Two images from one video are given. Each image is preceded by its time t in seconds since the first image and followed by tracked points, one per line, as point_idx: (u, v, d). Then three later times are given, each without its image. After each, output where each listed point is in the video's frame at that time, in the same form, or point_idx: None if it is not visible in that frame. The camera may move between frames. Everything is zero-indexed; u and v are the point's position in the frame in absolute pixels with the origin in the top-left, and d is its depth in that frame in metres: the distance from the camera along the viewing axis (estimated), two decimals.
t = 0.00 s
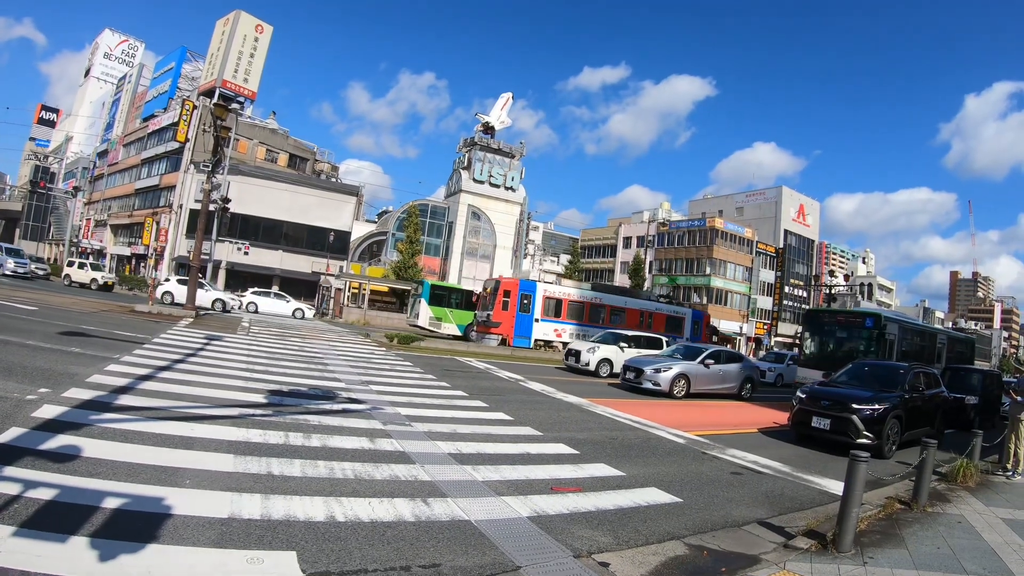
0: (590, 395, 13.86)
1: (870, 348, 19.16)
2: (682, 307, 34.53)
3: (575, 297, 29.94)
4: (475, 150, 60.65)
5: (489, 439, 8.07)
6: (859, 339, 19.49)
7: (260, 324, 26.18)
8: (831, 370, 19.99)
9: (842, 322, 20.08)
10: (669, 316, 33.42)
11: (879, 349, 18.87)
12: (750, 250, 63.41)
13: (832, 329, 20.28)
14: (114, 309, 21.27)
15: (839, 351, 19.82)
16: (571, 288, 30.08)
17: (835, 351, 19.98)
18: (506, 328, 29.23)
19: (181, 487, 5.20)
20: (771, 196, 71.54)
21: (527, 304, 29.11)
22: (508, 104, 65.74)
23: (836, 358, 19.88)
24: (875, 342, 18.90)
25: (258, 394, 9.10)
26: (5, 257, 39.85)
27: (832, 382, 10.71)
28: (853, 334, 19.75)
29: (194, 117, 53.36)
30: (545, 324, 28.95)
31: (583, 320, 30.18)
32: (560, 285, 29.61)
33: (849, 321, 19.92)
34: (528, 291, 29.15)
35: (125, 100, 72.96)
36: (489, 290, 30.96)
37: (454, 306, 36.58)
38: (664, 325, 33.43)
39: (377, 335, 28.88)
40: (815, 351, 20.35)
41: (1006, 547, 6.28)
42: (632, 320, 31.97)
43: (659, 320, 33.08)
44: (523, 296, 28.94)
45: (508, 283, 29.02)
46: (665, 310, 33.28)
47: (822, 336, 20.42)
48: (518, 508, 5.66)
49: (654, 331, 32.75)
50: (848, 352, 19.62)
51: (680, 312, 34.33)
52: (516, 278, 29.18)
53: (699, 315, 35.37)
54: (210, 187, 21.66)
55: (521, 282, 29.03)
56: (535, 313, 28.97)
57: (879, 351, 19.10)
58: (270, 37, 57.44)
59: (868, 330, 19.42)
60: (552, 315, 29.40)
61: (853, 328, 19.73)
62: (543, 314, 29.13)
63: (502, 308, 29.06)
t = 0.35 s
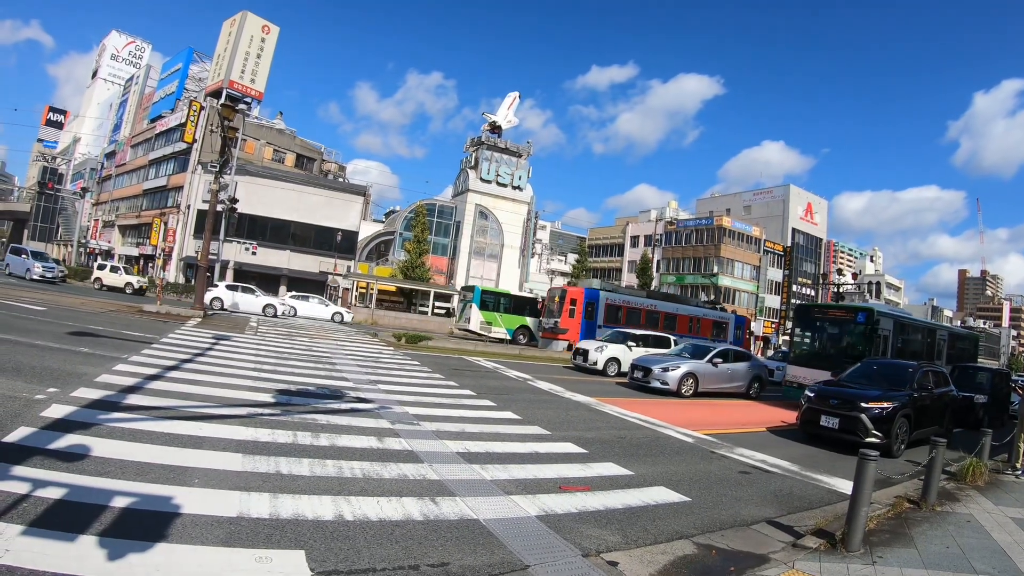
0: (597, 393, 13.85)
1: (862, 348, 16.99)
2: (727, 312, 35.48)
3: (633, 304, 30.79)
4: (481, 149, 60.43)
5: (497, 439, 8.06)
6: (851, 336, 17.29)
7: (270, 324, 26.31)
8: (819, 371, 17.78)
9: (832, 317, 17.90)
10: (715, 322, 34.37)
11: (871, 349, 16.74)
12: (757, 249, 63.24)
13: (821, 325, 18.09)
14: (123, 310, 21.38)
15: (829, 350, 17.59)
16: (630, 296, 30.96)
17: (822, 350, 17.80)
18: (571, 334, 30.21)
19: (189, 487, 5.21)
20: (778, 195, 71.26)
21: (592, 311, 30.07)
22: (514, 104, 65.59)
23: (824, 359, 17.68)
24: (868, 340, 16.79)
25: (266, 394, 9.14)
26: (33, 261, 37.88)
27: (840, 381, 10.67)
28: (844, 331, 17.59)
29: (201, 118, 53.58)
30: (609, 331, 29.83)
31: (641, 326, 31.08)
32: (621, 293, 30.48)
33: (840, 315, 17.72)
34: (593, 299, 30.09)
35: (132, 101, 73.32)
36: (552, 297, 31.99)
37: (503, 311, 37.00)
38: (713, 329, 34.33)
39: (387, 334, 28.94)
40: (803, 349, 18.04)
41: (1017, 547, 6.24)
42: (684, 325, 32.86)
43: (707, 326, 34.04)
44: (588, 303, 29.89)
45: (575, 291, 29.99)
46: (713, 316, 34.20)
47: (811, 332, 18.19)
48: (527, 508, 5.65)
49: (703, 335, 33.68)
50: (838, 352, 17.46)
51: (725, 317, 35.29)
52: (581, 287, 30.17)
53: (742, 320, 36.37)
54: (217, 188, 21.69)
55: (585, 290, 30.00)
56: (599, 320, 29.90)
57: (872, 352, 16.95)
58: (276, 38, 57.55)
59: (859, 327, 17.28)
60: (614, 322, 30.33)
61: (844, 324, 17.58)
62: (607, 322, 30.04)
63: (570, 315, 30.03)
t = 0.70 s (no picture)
0: (601, 390, 13.83)
1: (853, 341, 15.79)
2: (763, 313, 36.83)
3: (684, 308, 32.10)
4: (485, 146, 60.33)
5: (502, 436, 8.07)
6: (840, 329, 16.12)
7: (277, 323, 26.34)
8: (808, 366, 16.59)
9: (821, 308, 16.75)
10: (754, 324, 35.74)
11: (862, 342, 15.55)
12: (762, 245, 63.11)
13: (811, 317, 16.95)
14: (129, 310, 21.45)
15: (816, 344, 16.45)
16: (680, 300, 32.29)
17: (810, 344, 16.64)
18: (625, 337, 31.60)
19: (195, 485, 5.23)
20: (782, 190, 71.05)
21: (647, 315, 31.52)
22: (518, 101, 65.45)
23: (812, 353, 16.52)
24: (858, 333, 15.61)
25: (271, 392, 9.13)
26: (60, 267, 36.37)
27: (846, 376, 10.62)
28: (834, 323, 16.43)
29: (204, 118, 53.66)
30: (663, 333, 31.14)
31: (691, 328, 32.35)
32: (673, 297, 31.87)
33: (829, 307, 16.57)
34: (648, 303, 31.59)
35: (135, 103, 73.54)
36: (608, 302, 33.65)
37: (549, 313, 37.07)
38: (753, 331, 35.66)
39: (393, 332, 28.92)
40: (790, 343, 16.93)
41: None
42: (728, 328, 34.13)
43: (747, 327, 35.41)
44: (642, 306, 31.39)
45: (631, 296, 31.61)
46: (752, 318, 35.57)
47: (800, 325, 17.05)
48: (533, 504, 5.66)
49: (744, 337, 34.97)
50: (827, 346, 16.31)
51: (761, 319, 36.65)
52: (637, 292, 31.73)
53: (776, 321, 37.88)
54: (221, 187, 21.61)
55: (640, 295, 31.55)
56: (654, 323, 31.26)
57: (863, 346, 15.75)
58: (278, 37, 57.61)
59: (849, 319, 16.12)
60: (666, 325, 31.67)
61: (833, 316, 16.42)
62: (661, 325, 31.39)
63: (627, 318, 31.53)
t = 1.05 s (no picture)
0: (599, 387, 13.85)
1: (834, 336, 14.62)
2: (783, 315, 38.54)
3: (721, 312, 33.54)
4: (482, 144, 60.23)
5: (500, 434, 8.08)
6: (821, 323, 14.94)
7: (275, 321, 26.35)
8: (790, 363, 15.44)
9: (802, 301, 15.58)
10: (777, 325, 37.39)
11: (843, 337, 14.40)
12: (759, 242, 63.16)
13: (792, 310, 15.77)
14: (126, 310, 21.43)
15: (797, 339, 15.30)
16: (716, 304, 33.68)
17: (791, 339, 15.49)
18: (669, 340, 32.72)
19: (193, 485, 5.23)
20: (781, 186, 71.09)
21: (688, 319, 32.76)
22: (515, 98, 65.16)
23: (793, 348, 15.38)
24: (839, 327, 14.47)
25: (269, 391, 9.14)
26: (86, 272, 34.89)
27: (843, 372, 10.64)
28: (816, 317, 15.27)
29: (201, 117, 53.53)
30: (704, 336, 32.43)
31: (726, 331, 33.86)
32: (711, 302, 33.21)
33: (811, 299, 15.40)
34: (688, 308, 32.87)
35: (132, 102, 73.36)
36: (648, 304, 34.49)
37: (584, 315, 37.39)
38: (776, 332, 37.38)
39: (393, 329, 29.00)
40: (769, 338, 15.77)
41: (1020, 538, 6.24)
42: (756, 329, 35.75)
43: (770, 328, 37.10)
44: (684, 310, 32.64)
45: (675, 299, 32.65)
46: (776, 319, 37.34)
47: (781, 319, 15.89)
48: (529, 501, 5.68)
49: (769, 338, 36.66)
50: (807, 341, 15.16)
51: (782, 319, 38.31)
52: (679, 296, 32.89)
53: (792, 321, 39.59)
54: (218, 187, 21.52)
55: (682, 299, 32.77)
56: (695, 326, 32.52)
57: (845, 340, 14.59)
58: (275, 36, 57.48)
59: (830, 312, 14.97)
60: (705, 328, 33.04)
61: (815, 308, 15.24)
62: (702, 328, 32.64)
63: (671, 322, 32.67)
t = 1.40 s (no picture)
0: (589, 387, 13.88)
1: (807, 335, 14.14)
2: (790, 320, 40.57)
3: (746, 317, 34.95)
4: (474, 144, 60.24)
5: (491, 433, 8.09)
6: (794, 321, 14.48)
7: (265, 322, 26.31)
8: (761, 362, 15.03)
9: (775, 299, 15.11)
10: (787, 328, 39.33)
11: (817, 335, 13.95)
12: (750, 243, 63.37)
13: (765, 308, 15.34)
14: (114, 309, 21.34)
15: (770, 338, 14.83)
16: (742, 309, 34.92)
17: (764, 338, 15.03)
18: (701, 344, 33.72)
19: (183, 484, 5.22)
20: (772, 187, 71.38)
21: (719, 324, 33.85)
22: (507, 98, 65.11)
23: (765, 348, 14.94)
24: (813, 326, 14.02)
25: (259, 391, 9.11)
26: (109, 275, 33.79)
27: (832, 373, 10.68)
28: (789, 315, 14.80)
29: (193, 114, 53.35)
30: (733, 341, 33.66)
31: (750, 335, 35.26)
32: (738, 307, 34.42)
33: (785, 297, 14.93)
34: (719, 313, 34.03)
35: (124, 99, 72.98)
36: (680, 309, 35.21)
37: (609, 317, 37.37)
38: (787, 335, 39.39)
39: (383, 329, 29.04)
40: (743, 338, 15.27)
41: (1007, 538, 6.30)
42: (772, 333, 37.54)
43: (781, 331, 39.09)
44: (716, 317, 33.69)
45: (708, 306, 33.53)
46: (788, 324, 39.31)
47: (754, 318, 15.43)
48: (519, 502, 5.68)
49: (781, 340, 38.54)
50: (781, 340, 14.69)
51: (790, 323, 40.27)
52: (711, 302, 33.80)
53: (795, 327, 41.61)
54: (210, 186, 21.44)
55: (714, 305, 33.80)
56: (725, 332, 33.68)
57: (819, 339, 14.12)
58: (268, 35, 57.40)
59: (804, 310, 14.50)
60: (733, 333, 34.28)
61: (788, 307, 14.78)
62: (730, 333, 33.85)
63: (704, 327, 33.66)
